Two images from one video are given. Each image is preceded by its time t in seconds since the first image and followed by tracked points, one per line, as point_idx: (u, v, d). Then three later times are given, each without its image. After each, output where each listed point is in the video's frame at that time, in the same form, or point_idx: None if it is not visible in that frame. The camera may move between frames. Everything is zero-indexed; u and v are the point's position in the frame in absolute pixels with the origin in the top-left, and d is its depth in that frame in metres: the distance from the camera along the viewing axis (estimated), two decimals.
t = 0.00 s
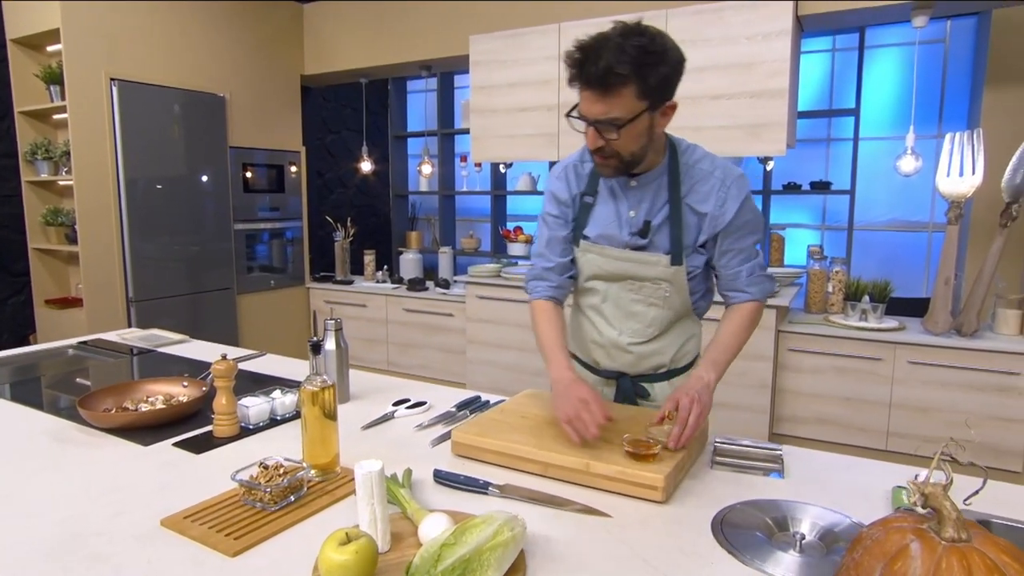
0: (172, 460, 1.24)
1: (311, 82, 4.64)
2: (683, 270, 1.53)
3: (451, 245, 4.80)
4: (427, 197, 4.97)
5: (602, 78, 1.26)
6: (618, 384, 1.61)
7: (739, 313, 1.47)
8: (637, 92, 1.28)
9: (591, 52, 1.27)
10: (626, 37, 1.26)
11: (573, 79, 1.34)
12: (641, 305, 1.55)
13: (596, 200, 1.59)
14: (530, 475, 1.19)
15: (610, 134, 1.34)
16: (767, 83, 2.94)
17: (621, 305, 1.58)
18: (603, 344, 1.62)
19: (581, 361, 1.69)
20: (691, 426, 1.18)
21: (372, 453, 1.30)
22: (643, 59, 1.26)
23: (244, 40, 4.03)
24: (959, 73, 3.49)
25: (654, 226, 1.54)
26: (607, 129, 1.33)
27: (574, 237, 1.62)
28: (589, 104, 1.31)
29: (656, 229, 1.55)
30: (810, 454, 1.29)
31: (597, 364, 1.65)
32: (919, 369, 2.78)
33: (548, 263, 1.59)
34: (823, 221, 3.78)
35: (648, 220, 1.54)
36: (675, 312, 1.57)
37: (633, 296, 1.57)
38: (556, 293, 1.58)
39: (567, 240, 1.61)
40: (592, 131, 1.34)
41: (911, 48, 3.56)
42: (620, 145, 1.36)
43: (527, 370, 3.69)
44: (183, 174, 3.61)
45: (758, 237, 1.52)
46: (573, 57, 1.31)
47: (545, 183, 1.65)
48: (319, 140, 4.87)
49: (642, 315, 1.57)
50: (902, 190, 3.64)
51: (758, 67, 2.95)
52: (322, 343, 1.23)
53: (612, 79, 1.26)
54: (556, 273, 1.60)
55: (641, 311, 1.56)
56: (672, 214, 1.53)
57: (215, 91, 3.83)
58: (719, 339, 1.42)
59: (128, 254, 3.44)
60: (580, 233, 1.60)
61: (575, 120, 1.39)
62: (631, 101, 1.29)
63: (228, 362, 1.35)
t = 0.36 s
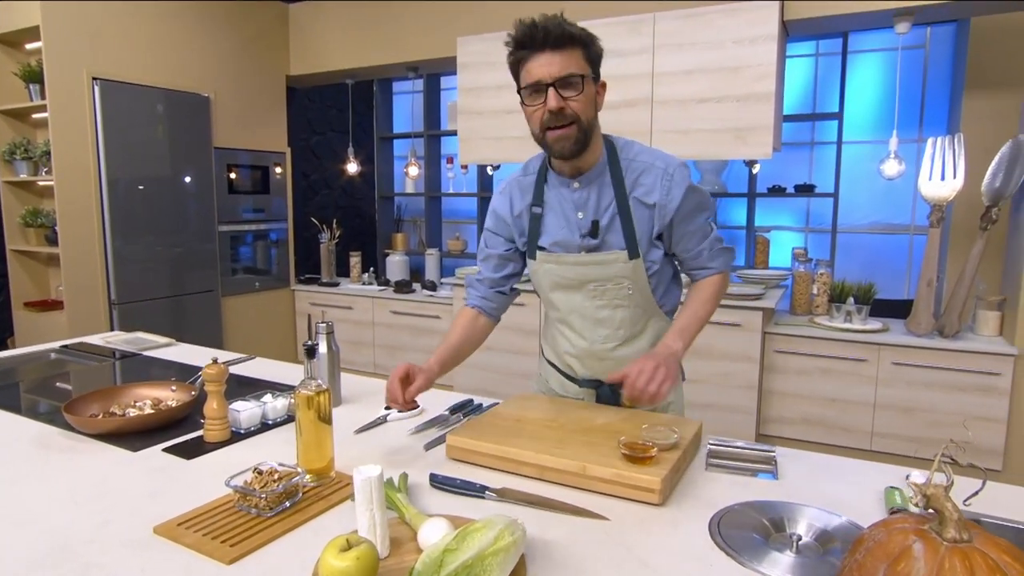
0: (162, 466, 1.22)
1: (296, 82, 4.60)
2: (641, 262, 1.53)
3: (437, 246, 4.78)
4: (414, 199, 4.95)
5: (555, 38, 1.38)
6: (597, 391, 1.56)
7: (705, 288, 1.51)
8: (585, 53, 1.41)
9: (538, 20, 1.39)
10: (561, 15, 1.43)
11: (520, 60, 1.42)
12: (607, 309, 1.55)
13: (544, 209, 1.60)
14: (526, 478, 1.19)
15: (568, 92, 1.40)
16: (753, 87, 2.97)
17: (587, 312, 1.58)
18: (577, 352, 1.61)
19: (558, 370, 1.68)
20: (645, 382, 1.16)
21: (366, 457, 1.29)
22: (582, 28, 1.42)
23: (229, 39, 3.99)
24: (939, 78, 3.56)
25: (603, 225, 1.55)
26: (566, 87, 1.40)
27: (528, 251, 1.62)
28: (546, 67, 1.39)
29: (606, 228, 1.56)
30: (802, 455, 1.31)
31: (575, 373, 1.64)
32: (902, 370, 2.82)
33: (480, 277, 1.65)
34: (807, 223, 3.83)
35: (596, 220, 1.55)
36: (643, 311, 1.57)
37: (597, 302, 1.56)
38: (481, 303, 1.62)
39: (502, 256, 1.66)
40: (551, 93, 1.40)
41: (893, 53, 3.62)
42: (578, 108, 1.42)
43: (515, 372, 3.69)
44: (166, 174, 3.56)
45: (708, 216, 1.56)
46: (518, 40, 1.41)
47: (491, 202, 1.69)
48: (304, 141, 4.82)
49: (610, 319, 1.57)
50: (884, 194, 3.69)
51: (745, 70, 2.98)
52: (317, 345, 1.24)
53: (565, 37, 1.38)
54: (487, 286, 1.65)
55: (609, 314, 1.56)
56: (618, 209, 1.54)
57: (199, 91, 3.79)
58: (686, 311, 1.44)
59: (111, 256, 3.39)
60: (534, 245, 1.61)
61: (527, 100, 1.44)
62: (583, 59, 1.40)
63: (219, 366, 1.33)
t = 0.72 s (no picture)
0: (155, 471, 1.21)
1: (281, 82, 4.56)
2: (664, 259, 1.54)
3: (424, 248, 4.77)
4: (399, 200, 4.94)
5: (602, 32, 1.43)
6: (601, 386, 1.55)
7: (709, 295, 1.53)
8: (628, 51, 1.47)
9: (586, 16, 1.44)
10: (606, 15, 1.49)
11: (568, 51, 1.47)
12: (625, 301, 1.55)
13: (572, 201, 1.63)
14: (525, 480, 1.19)
15: (611, 82, 1.44)
16: (741, 90, 2.99)
17: (605, 304, 1.57)
18: (587, 345, 1.59)
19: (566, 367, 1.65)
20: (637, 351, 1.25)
21: (363, 461, 1.28)
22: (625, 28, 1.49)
23: (214, 39, 3.95)
24: (919, 82, 3.62)
25: (631, 217, 1.57)
26: (611, 77, 1.43)
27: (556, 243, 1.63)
28: (592, 56, 1.43)
29: (633, 221, 1.58)
30: (797, 455, 1.32)
31: (582, 368, 1.61)
32: (887, 370, 2.86)
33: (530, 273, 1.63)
34: (792, 225, 3.87)
35: (625, 211, 1.57)
36: (659, 310, 1.57)
37: (616, 294, 1.56)
38: (542, 298, 1.60)
39: (549, 247, 1.66)
40: (595, 81, 1.43)
41: (877, 57, 3.67)
42: (620, 99, 1.45)
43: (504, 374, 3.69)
44: (149, 175, 3.52)
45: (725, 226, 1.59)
46: (567, 31, 1.46)
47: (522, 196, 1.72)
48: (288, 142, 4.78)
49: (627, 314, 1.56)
50: (867, 196, 3.75)
51: (733, 74, 3.00)
52: (314, 351, 1.26)
53: (612, 32, 1.44)
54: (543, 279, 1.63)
55: (626, 308, 1.55)
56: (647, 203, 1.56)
57: (183, 91, 3.74)
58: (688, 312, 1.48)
59: (94, 258, 3.34)
60: (561, 236, 1.62)
61: (571, 89, 1.47)
62: (626, 55, 1.46)
63: (212, 369, 1.32)
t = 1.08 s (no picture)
0: (156, 476, 1.20)
1: (270, 83, 4.53)
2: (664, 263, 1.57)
3: (414, 250, 4.76)
4: (388, 202, 4.93)
5: (592, 45, 1.43)
6: (607, 389, 1.59)
7: (703, 299, 1.58)
8: (618, 63, 1.47)
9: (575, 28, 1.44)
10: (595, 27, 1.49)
11: (558, 64, 1.47)
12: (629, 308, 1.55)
13: (570, 212, 1.64)
14: (529, 480, 1.19)
15: (603, 95, 1.44)
16: (730, 92, 3.02)
17: (609, 311, 1.58)
18: (592, 351, 1.59)
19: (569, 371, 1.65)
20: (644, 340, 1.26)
21: (365, 463, 1.27)
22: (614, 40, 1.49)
23: (201, 40, 3.92)
24: (903, 85, 3.68)
25: (631, 226, 1.61)
26: (602, 90, 1.44)
27: (557, 254, 1.64)
28: (582, 69, 1.43)
29: (632, 228, 1.61)
30: (795, 453, 1.33)
31: (586, 373, 1.62)
32: (876, 368, 2.90)
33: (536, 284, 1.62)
34: (780, 226, 3.91)
35: (624, 221, 1.60)
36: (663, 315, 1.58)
37: (620, 301, 1.57)
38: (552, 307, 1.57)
39: (550, 257, 1.64)
40: (586, 95, 1.43)
41: (862, 60, 3.72)
42: (611, 111, 1.45)
43: (496, 375, 3.68)
44: (135, 177, 3.48)
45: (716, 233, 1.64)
46: (556, 44, 1.46)
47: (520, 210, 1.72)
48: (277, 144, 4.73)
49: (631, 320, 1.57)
50: (853, 197, 3.80)
51: (722, 76, 3.03)
52: (318, 352, 1.23)
53: (602, 45, 1.44)
54: (550, 288, 1.61)
55: (630, 314, 1.56)
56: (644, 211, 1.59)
57: (170, 93, 3.71)
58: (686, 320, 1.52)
59: (80, 261, 3.30)
60: (562, 247, 1.63)
61: (562, 101, 1.47)
62: (616, 68, 1.46)
63: (211, 373, 1.31)
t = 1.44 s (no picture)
0: (157, 479, 1.19)
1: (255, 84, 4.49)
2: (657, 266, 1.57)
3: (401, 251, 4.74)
4: (375, 204, 4.91)
5: (567, 56, 1.41)
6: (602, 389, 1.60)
7: (710, 300, 1.56)
8: (599, 71, 1.42)
9: (556, 36, 1.42)
10: (584, 30, 1.44)
11: (538, 72, 1.47)
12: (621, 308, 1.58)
13: (564, 210, 1.65)
14: (532, 481, 1.20)
15: (574, 110, 1.43)
16: (719, 96, 3.06)
17: (601, 311, 1.60)
18: (585, 352, 1.62)
19: (564, 371, 1.68)
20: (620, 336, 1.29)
21: (367, 465, 1.27)
22: (603, 43, 1.43)
23: (187, 40, 3.88)
24: (886, 89, 3.74)
25: (621, 227, 1.61)
26: (573, 104, 1.43)
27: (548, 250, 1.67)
28: (554, 83, 1.43)
29: (623, 230, 1.61)
30: (792, 452, 1.35)
31: (581, 373, 1.65)
32: (862, 368, 2.95)
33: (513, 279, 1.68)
34: (765, 227, 3.95)
35: (615, 222, 1.60)
36: (655, 314, 1.60)
37: (612, 301, 1.59)
38: (522, 304, 1.64)
39: (533, 255, 1.70)
40: (557, 109, 1.44)
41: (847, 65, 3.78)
42: (585, 124, 1.45)
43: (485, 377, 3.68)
44: (119, 178, 3.43)
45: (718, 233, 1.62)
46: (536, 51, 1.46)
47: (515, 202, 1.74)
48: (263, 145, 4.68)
49: (623, 319, 1.59)
50: (836, 200, 3.86)
51: (710, 80, 3.07)
52: (323, 352, 1.24)
53: (577, 56, 1.41)
54: (524, 285, 1.67)
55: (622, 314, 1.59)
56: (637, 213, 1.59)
57: (156, 93, 3.67)
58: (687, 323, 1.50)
59: (64, 264, 3.25)
60: (554, 244, 1.65)
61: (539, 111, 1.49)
62: (594, 78, 1.42)
63: (212, 375, 1.30)
